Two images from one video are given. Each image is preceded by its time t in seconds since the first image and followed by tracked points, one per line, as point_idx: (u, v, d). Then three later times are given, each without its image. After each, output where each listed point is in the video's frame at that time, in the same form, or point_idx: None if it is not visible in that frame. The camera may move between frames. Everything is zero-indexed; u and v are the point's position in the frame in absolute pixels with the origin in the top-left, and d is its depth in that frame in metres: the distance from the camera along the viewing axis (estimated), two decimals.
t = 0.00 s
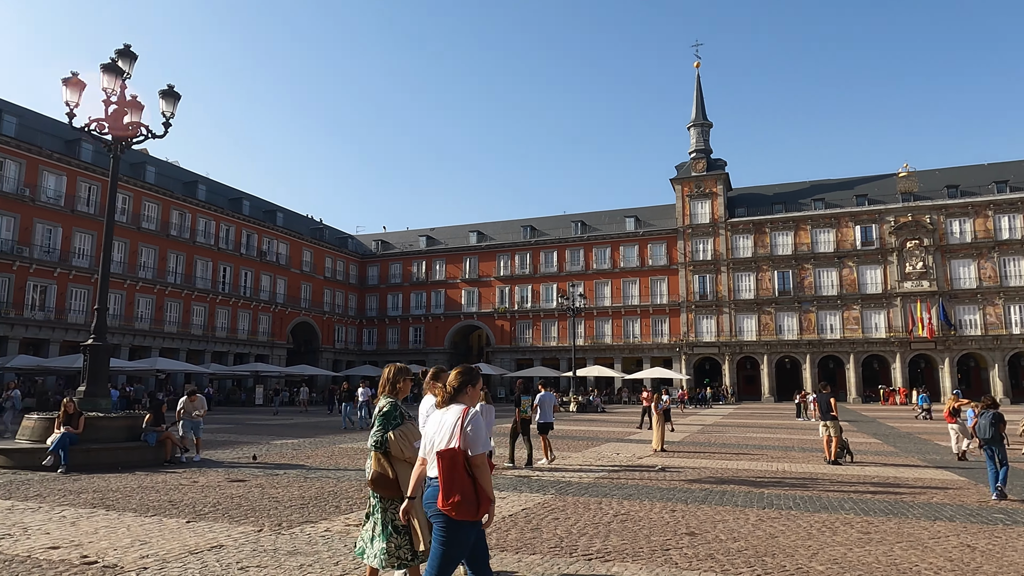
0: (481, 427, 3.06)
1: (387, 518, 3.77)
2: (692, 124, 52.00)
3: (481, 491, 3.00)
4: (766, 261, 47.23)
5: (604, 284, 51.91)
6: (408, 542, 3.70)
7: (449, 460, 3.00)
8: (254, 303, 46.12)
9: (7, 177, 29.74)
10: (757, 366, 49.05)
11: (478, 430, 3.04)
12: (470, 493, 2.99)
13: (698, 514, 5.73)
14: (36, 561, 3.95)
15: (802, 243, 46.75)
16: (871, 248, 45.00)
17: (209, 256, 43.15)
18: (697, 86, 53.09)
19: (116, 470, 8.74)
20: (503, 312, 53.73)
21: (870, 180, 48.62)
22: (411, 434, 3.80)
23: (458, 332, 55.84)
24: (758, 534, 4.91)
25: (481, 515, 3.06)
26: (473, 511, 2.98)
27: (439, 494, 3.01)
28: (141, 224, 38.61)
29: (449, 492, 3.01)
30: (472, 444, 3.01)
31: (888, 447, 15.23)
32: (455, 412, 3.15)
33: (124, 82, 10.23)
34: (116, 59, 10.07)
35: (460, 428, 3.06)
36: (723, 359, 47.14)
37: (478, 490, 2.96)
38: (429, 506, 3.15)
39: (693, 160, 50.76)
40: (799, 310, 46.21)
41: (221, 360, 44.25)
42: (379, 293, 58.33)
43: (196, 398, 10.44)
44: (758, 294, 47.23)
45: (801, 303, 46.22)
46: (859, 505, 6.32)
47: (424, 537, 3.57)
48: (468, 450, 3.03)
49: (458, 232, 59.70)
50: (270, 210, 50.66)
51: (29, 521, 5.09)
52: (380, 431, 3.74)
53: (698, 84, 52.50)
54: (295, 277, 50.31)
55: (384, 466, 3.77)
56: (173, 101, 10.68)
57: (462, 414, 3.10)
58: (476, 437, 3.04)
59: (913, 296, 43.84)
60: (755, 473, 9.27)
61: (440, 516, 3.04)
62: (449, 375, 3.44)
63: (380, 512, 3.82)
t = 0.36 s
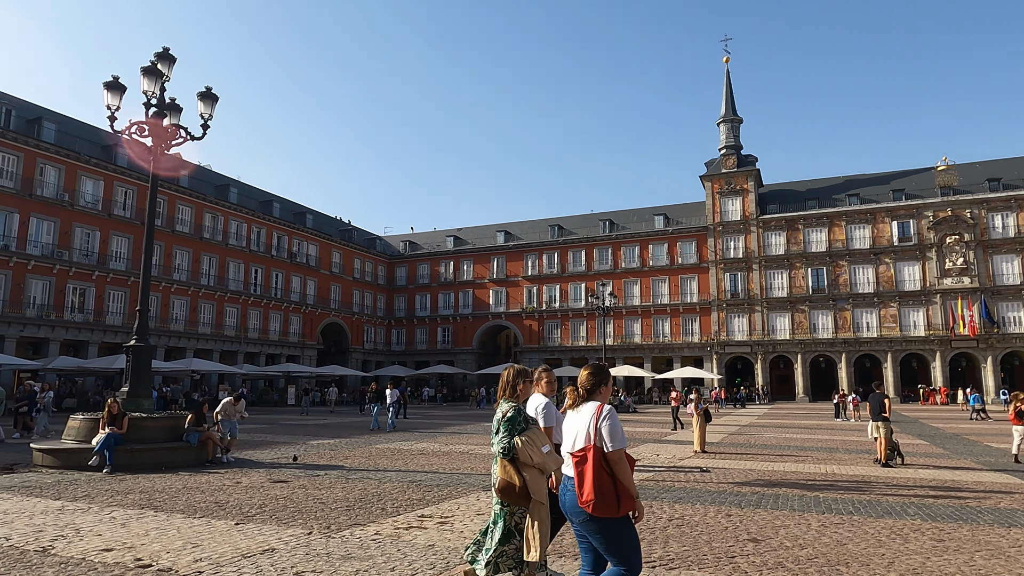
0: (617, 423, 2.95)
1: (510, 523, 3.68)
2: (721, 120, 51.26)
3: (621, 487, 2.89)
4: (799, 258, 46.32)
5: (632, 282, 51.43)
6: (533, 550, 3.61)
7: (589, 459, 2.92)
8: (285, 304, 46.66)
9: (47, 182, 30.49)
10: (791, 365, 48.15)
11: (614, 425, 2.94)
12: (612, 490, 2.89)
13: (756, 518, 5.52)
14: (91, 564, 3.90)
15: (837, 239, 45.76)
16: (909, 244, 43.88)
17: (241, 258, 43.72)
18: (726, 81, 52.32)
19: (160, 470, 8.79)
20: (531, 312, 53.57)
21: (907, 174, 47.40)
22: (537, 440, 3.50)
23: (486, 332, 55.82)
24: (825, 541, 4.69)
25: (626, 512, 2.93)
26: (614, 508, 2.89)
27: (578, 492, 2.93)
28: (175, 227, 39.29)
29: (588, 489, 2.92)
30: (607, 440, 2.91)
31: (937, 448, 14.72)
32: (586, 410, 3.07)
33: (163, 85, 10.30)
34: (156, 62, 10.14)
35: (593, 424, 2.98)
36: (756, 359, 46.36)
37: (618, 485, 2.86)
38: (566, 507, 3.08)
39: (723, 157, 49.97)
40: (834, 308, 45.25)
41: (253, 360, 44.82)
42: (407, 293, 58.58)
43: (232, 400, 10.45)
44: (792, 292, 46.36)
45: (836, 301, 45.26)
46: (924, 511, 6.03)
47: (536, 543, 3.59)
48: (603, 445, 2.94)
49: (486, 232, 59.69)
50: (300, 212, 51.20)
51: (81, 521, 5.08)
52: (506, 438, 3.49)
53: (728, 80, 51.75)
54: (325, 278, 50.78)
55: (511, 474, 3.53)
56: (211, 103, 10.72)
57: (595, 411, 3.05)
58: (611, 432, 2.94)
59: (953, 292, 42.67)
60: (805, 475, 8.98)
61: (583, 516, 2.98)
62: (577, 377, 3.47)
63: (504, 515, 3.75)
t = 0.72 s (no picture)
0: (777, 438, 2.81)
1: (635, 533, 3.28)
2: (747, 113, 50.52)
3: (780, 506, 2.73)
4: (827, 253, 45.49)
5: (656, 279, 50.94)
6: (664, 567, 3.23)
7: (743, 472, 2.76)
8: (310, 302, 46.94)
9: (77, 182, 30.93)
10: (819, 362, 47.35)
11: (774, 443, 2.80)
12: (769, 509, 2.73)
13: (815, 523, 5.29)
14: (137, 565, 3.81)
15: (867, 234, 44.82)
16: (942, 238, 42.86)
17: (266, 256, 44.05)
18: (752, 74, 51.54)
19: (196, 468, 8.78)
20: (554, 309, 53.30)
21: (940, 166, 46.28)
22: (672, 441, 3.22)
23: (509, 329, 55.69)
24: (895, 548, 4.44)
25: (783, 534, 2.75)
26: (770, 527, 2.72)
27: (730, 508, 2.80)
28: (202, 226, 39.70)
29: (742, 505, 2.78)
30: (768, 456, 2.76)
31: (981, 448, 14.26)
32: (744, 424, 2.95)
33: (195, 81, 10.26)
34: (188, 58, 10.11)
35: (751, 437, 2.85)
36: (783, 355, 45.63)
37: (775, 504, 2.69)
38: (716, 517, 2.97)
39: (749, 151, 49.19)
40: (863, 304, 44.36)
41: (279, 357, 45.18)
42: (430, 290, 58.64)
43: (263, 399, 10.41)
44: (820, 288, 45.55)
45: (866, 297, 44.36)
46: (989, 515, 5.75)
47: (669, 562, 3.19)
48: (762, 462, 2.78)
49: (508, 228, 59.52)
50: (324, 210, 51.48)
51: (123, 520, 5.01)
52: (643, 439, 3.17)
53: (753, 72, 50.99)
54: (348, 275, 51.03)
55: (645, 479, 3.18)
56: (242, 98, 10.67)
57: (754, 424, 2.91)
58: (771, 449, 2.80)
59: (988, 287, 41.59)
60: (852, 476, 8.68)
61: (740, 531, 2.85)
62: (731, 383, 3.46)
63: (625, 527, 3.37)
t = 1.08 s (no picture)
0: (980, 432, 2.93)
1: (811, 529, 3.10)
2: (783, 106, 49.45)
3: (992, 497, 2.78)
4: (868, 247, 44.26)
5: (691, 275, 50.24)
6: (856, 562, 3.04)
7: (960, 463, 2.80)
8: (345, 301, 47.38)
9: (120, 185, 31.68)
10: (861, 360, 46.16)
11: (979, 434, 2.92)
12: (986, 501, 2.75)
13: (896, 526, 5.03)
14: (202, 563, 3.74)
15: (910, 227, 43.48)
16: (990, 231, 41.40)
17: (302, 256, 44.61)
18: (788, 66, 50.42)
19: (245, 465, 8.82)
20: (587, 306, 52.90)
21: (987, 157, 44.66)
22: (832, 434, 3.11)
23: (542, 327, 55.48)
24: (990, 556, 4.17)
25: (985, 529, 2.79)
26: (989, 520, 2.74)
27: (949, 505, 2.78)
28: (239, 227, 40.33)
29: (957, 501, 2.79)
30: (978, 446, 2.88)
31: None
32: (940, 414, 3.05)
33: (239, 80, 10.31)
34: (232, 57, 10.17)
35: (956, 429, 2.95)
36: (823, 352, 44.58)
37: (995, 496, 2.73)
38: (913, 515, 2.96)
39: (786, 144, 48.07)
40: (907, 299, 43.09)
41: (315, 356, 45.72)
42: (462, 289, 58.73)
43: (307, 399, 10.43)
44: (861, 283, 44.36)
45: (909, 292, 43.08)
46: None
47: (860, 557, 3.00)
48: (970, 452, 2.88)
49: (540, 226, 59.26)
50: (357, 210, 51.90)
51: (182, 517, 4.98)
52: (799, 432, 3.06)
53: (790, 64, 49.86)
54: (382, 274, 51.40)
55: (812, 473, 3.04)
56: (284, 96, 10.70)
57: (955, 416, 3.00)
58: (976, 441, 2.91)
59: None
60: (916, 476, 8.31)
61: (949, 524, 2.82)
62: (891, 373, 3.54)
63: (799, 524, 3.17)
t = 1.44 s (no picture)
0: None
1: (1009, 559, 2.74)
2: (830, 96, 47.99)
3: None
4: (923, 241, 42.58)
5: (736, 272, 49.24)
6: None
7: None
8: (387, 301, 47.82)
9: (171, 190, 32.53)
10: (916, 357, 44.46)
11: None
12: None
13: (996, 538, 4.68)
14: (274, 568, 3.67)
15: (968, 220, 41.71)
16: None
17: (345, 257, 45.17)
18: (836, 55, 48.90)
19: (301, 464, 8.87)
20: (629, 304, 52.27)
21: None
22: None
23: (583, 325, 55.03)
24: None
25: None
26: None
27: None
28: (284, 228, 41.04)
29: None
30: None
31: None
32: None
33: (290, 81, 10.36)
34: (283, 59, 10.23)
35: None
36: (876, 350, 43.08)
37: None
38: None
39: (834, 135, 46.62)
40: (966, 295, 41.34)
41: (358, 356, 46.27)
42: (502, 288, 58.69)
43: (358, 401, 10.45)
44: (916, 278, 42.71)
45: (968, 287, 41.32)
46: None
47: None
48: None
49: (580, 224, 58.83)
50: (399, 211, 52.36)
51: (247, 519, 4.94)
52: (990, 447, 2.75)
53: (838, 52, 48.35)
54: (423, 274, 51.70)
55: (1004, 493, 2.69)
56: (334, 97, 10.72)
57: None
58: None
59: None
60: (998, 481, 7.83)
61: None
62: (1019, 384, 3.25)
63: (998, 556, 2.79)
